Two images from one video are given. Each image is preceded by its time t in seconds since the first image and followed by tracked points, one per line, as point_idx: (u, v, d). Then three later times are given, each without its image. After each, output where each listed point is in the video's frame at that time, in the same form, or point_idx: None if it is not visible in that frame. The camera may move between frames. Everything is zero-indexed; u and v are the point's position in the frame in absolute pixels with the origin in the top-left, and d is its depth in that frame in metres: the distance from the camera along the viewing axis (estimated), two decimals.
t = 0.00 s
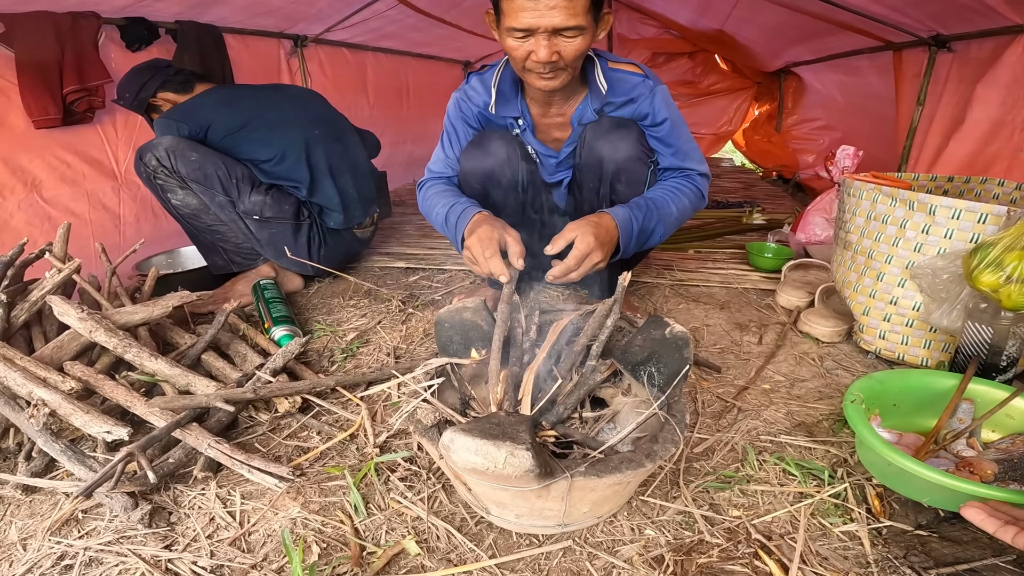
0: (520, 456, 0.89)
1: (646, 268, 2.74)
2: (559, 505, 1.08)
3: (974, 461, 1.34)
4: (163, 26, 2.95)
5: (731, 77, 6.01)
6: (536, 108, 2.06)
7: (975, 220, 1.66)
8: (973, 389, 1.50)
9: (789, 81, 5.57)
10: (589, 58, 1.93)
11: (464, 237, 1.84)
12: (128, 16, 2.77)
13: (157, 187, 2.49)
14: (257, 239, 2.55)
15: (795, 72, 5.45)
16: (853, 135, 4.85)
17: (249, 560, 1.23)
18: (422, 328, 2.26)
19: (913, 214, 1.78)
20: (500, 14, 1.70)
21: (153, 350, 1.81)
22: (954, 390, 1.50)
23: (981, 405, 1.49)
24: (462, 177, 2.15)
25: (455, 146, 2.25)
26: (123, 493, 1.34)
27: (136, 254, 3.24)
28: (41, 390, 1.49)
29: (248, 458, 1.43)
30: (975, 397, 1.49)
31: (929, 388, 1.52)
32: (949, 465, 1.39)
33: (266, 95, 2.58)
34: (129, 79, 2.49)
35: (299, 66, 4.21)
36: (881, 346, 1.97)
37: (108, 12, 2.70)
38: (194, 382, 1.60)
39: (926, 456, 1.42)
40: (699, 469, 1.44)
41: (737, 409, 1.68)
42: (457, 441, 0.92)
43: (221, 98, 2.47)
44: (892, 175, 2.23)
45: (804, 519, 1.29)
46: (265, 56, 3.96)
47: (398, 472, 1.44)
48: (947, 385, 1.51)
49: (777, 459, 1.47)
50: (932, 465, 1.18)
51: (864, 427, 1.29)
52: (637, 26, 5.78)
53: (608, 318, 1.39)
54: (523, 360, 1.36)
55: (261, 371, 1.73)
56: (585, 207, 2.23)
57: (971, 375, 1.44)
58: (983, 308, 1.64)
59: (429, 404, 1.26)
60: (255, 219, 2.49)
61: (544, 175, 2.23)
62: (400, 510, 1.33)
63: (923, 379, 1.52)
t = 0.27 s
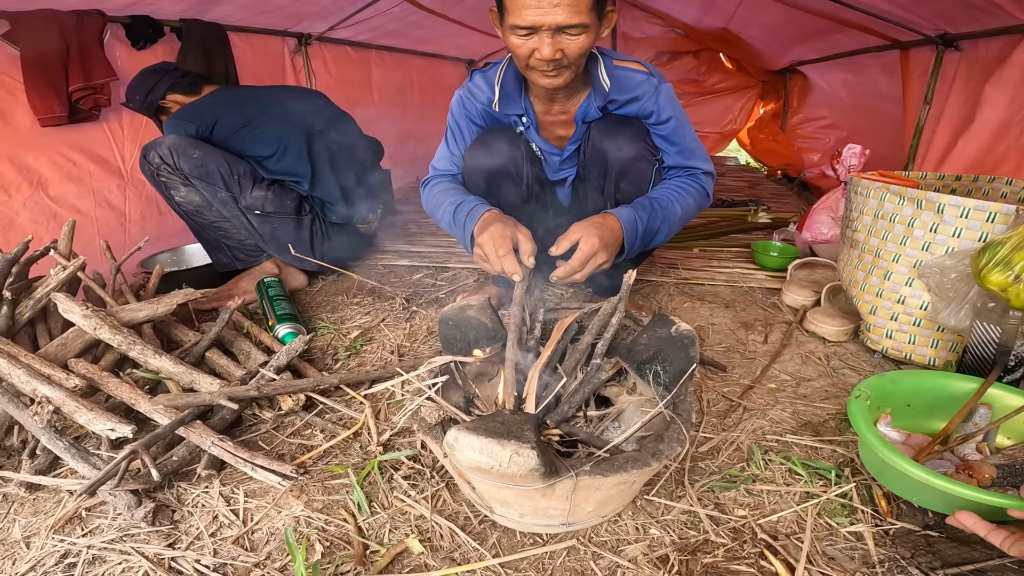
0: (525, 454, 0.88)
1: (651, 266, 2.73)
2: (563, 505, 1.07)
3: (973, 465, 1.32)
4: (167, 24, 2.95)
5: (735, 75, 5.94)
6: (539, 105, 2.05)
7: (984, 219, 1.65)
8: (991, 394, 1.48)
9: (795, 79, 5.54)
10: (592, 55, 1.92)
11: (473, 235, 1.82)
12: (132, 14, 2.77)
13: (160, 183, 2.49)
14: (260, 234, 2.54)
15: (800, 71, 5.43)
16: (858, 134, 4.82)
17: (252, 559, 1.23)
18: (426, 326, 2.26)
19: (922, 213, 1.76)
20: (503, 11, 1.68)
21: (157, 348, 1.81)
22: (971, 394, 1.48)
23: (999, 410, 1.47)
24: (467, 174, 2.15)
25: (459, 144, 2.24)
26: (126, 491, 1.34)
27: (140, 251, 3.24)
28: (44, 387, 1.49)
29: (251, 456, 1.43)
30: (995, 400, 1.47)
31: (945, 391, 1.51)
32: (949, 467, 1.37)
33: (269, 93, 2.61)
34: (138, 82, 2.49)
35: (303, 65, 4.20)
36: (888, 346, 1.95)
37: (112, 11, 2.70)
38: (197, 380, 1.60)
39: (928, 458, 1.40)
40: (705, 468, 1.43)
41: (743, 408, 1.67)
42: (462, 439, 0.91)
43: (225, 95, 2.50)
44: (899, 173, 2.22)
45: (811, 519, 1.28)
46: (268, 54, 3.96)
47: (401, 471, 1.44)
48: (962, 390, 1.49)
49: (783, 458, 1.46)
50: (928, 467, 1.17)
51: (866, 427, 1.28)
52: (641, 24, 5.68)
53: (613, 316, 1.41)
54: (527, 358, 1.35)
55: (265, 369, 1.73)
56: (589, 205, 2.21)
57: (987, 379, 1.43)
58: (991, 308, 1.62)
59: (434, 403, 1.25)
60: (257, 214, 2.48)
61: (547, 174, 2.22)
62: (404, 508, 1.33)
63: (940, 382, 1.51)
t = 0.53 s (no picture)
0: (543, 448, 0.90)
1: (657, 265, 2.74)
2: (578, 499, 1.09)
3: (988, 470, 1.33)
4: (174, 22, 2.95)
5: (739, 74, 5.95)
6: (547, 104, 2.06)
7: (992, 217, 1.66)
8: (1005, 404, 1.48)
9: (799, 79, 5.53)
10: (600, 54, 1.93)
11: (490, 237, 1.83)
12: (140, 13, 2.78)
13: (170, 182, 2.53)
14: (269, 231, 2.56)
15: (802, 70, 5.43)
16: (863, 133, 4.82)
17: (267, 555, 1.24)
18: (434, 324, 2.27)
19: (930, 212, 1.77)
20: (514, 11, 1.70)
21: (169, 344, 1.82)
22: (983, 405, 1.47)
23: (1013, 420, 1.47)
24: (478, 173, 2.16)
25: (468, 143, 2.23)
26: (142, 488, 1.36)
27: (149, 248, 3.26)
28: (60, 383, 1.50)
29: (265, 452, 1.45)
30: (1007, 413, 1.46)
31: (959, 400, 1.50)
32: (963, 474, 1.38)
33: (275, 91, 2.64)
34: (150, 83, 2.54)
35: (309, 63, 4.21)
36: (895, 344, 1.96)
37: (121, 10, 2.71)
38: (210, 376, 1.61)
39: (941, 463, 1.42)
40: (714, 464, 1.44)
41: (751, 405, 1.68)
42: (480, 434, 0.93)
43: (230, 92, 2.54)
44: (905, 172, 2.24)
45: (820, 514, 1.29)
46: (274, 53, 3.97)
47: (414, 466, 1.46)
48: (976, 400, 1.48)
49: (792, 454, 1.47)
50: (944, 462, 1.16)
51: (883, 425, 1.27)
52: (646, 23, 5.64)
53: (624, 313, 1.42)
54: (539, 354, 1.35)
55: (277, 366, 1.74)
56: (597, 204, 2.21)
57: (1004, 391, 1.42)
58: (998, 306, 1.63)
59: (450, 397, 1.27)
60: (265, 209, 2.50)
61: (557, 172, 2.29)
62: (417, 503, 1.34)
63: (954, 391, 1.50)
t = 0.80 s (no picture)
0: (543, 439, 0.93)
1: (656, 264, 2.77)
2: (576, 491, 1.12)
3: (985, 493, 1.28)
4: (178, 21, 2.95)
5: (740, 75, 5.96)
6: (549, 104, 2.10)
7: (985, 217, 1.69)
8: (1002, 414, 1.44)
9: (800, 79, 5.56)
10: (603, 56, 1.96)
11: (489, 239, 1.87)
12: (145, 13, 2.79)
13: (175, 181, 2.54)
14: (275, 232, 2.60)
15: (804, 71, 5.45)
16: (862, 134, 4.85)
17: (273, 546, 1.27)
18: (436, 321, 2.30)
19: (924, 212, 1.80)
20: (518, 14, 1.73)
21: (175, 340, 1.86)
22: (978, 414, 1.44)
23: (1010, 430, 1.43)
24: (479, 174, 2.18)
25: (470, 143, 2.27)
26: (150, 481, 1.39)
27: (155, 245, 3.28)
28: (70, 378, 1.53)
29: (271, 446, 1.48)
30: (1004, 422, 1.43)
31: (953, 412, 1.46)
32: (958, 494, 1.32)
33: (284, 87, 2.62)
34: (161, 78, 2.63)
35: (311, 63, 4.24)
36: (889, 342, 1.99)
37: (127, 10, 2.74)
38: (217, 371, 1.65)
39: (934, 484, 1.35)
40: (710, 459, 1.48)
41: (747, 401, 1.72)
42: (482, 425, 0.96)
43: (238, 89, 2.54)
44: (902, 173, 2.27)
45: (812, 508, 1.32)
46: (277, 53, 4.00)
47: (416, 460, 1.49)
48: (971, 409, 1.44)
49: (786, 450, 1.50)
50: (927, 495, 1.12)
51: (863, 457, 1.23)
52: (647, 24, 5.73)
53: (622, 310, 1.45)
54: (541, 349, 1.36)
55: (281, 362, 1.78)
56: (596, 204, 2.25)
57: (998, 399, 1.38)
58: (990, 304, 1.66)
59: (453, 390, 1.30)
60: (273, 210, 2.55)
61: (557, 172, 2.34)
62: (419, 496, 1.38)
63: (946, 402, 1.46)
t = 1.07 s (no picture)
0: (531, 435, 0.97)
1: (651, 265, 2.81)
2: (565, 486, 1.16)
3: (940, 525, 1.24)
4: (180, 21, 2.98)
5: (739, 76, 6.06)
6: (545, 109, 2.15)
7: (971, 221, 1.72)
8: (949, 431, 1.39)
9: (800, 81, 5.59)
10: (599, 61, 2.00)
11: (481, 243, 1.92)
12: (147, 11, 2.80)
13: (197, 179, 2.55)
14: (295, 235, 2.64)
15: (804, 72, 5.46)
16: (860, 137, 4.88)
17: (272, 540, 1.31)
18: (433, 321, 2.34)
19: (912, 216, 1.83)
20: (518, 21, 1.77)
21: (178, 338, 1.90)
22: (926, 433, 1.39)
23: (959, 449, 1.39)
24: (476, 176, 2.22)
25: (467, 145, 2.31)
26: (154, 475, 1.43)
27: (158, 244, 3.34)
28: (76, 374, 1.58)
29: (271, 442, 1.52)
30: (950, 441, 1.39)
31: (899, 432, 1.41)
32: (910, 524, 1.26)
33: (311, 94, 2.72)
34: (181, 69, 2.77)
35: (312, 63, 4.27)
36: (877, 344, 2.03)
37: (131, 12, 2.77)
38: (219, 369, 1.69)
39: (885, 514, 1.29)
40: (698, 457, 1.52)
41: (736, 401, 1.76)
42: (473, 421, 1.00)
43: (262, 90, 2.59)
44: (894, 177, 2.31)
45: (796, 504, 1.36)
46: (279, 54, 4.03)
47: (412, 457, 1.53)
48: (920, 429, 1.40)
49: (772, 448, 1.54)
50: (879, 542, 1.06)
51: (808, 497, 1.17)
52: (647, 25, 5.67)
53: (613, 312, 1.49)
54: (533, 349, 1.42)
55: (281, 360, 1.82)
56: (589, 207, 2.29)
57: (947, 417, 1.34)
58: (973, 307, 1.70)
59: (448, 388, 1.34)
60: (298, 215, 2.59)
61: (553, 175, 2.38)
62: (414, 491, 1.42)
63: (892, 424, 1.41)
